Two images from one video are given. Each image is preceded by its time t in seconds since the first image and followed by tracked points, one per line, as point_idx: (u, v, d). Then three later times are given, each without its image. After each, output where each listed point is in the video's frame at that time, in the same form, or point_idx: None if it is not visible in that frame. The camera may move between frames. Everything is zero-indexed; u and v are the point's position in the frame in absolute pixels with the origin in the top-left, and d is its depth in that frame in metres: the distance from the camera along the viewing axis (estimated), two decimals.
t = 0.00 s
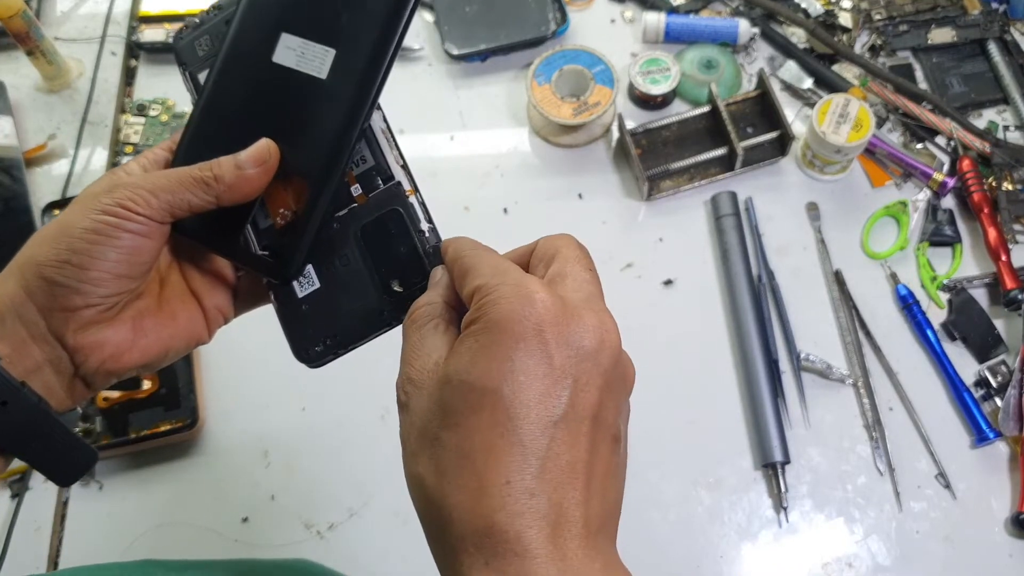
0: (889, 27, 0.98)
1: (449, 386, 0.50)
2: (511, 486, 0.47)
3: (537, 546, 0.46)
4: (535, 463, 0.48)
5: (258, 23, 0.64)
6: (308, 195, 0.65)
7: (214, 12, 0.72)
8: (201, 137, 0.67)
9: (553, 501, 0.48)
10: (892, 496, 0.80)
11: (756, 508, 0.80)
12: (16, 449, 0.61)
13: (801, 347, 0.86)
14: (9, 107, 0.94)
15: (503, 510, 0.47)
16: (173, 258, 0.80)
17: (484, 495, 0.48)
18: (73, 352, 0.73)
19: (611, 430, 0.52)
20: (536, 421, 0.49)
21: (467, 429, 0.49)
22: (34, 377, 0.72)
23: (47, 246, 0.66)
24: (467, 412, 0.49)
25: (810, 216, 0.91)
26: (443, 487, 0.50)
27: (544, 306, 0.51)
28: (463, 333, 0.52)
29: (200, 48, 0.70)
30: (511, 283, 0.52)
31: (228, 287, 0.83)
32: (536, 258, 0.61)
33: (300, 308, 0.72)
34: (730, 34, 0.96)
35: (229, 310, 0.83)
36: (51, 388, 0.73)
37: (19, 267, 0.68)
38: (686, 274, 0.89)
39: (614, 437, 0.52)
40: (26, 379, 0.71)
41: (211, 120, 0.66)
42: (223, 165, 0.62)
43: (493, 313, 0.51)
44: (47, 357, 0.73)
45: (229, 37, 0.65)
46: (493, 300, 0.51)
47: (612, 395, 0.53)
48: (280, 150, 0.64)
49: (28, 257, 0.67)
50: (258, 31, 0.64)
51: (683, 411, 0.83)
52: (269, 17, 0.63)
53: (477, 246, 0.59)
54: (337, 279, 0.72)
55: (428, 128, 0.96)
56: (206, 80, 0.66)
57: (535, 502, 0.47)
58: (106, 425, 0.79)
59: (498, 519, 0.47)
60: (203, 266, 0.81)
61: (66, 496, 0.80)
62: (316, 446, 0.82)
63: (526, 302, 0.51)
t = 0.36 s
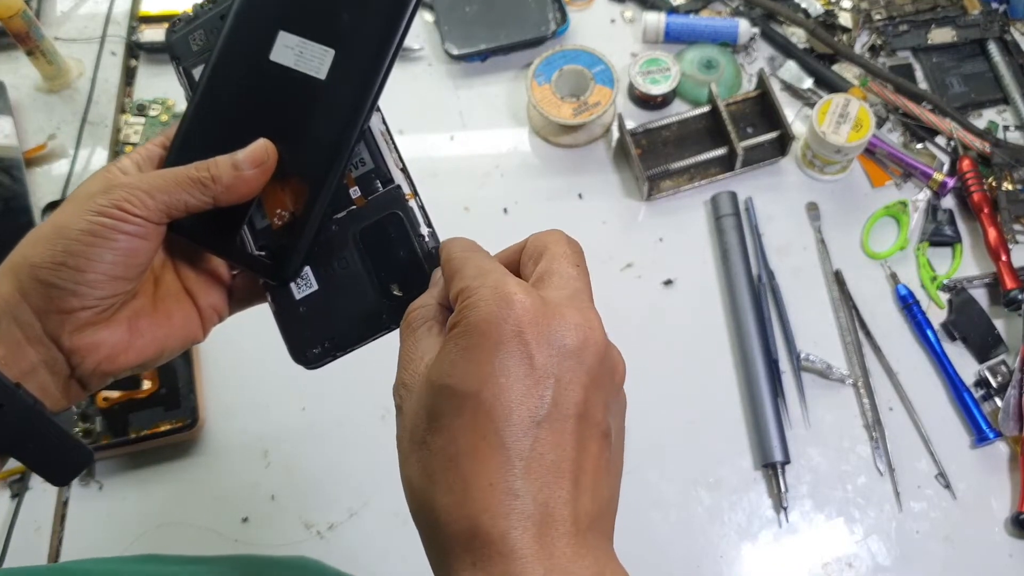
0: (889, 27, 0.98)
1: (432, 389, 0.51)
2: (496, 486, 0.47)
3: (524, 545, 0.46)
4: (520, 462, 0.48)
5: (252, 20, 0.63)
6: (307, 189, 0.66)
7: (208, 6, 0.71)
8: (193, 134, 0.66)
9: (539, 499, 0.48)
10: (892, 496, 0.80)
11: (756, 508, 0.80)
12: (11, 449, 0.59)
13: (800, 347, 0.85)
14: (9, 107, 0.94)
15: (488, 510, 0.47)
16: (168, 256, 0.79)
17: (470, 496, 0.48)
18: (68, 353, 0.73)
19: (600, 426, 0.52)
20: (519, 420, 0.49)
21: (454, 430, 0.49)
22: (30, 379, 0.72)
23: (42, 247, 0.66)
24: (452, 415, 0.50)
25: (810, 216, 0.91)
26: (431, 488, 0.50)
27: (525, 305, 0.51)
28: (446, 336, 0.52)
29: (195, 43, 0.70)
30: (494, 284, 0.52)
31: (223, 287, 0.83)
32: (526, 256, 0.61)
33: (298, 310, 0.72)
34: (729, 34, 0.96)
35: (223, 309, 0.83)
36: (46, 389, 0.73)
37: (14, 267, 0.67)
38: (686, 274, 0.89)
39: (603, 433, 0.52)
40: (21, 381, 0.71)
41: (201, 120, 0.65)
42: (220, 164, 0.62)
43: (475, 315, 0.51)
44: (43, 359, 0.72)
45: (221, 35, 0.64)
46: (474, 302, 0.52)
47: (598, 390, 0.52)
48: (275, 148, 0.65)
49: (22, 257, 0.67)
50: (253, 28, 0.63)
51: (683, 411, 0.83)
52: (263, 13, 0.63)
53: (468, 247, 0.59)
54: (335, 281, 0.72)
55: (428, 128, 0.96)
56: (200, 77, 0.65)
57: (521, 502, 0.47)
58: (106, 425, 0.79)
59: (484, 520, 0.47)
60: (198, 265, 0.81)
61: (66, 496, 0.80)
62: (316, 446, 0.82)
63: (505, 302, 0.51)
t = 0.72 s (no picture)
0: (889, 27, 0.98)
1: (384, 405, 0.52)
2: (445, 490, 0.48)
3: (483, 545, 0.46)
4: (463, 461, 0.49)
5: (250, 26, 0.63)
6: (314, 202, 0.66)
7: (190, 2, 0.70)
8: (185, 141, 0.66)
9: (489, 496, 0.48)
10: (892, 496, 0.80)
11: (756, 508, 0.80)
12: (3, 458, 0.58)
13: (801, 347, 0.85)
14: (9, 107, 0.94)
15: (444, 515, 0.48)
16: (164, 258, 0.78)
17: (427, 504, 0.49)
18: (64, 364, 0.72)
19: (551, 411, 0.51)
20: (456, 420, 0.49)
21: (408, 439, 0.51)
22: (25, 389, 0.72)
23: (35, 259, 0.66)
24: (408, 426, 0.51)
25: (810, 216, 0.91)
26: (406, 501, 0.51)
27: (449, 304, 0.51)
28: (392, 352, 0.54)
29: (177, 42, 0.69)
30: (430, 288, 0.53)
31: (224, 288, 0.80)
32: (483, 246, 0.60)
33: (309, 322, 0.72)
34: (729, 34, 0.96)
35: (223, 309, 0.81)
36: (40, 398, 0.73)
37: (7, 281, 0.67)
38: (686, 274, 0.89)
39: (558, 418, 0.51)
40: (18, 392, 0.71)
41: (201, 125, 0.65)
42: (218, 173, 0.61)
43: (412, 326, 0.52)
44: (37, 368, 0.72)
45: (213, 36, 0.64)
46: (405, 313, 0.53)
47: (540, 376, 0.51)
48: (274, 155, 0.64)
49: (15, 270, 0.66)
50: (251, 35, 0.63)
51: (683, 411, 0.83)
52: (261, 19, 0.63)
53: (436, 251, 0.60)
54: (346, 292, 0.72)
55: (428, 128, 0.96)
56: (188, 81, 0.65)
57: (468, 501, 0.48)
58: (106, 425, 0.79)
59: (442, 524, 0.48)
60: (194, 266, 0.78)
61: (66, 496, 0.80)
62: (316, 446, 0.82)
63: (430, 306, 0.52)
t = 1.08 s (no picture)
0: (889, 27, 0.98)
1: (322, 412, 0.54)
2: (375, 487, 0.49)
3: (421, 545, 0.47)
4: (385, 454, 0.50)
5: (251, 26, 0.63)
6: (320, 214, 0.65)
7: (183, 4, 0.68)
8: (196, 154, 0.66)
9: (414, 489, 0.48)
10: (892, 497, 0.79)
11: (756, 508, 0.79)
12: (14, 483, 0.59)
13: (801, 347, 0.85)
14: (8, 107, 0.94)
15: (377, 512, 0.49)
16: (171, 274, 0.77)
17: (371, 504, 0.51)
18: (81, 389, 0.72)
19: (474, 396, 0.50)
20: (372, 416, 0.50)
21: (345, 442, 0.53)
22: (39, 416, 0.71)
23: (46, 284, 0.66)
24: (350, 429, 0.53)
25: (810, 216, 0.91)
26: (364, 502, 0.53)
27: (365, 298, 0.53)
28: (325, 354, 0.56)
29: (172, 48, 0.67)
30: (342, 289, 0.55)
31: (233, 300, 0.80)
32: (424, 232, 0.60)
33: (314, 335, 0.72)
34: (730, 34, 0.96)
35: (231, 321, 0.81)
36: (55, 423, 0.73)
37: (16, 307, 0.66)
38: (685, 274, 0.89)
39: (479, 401, 0.50)
40: (34, 419, 0.71)
41: (211, 138, 0.65)
42: (229, 190, 0.62)
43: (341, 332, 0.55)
44: (53, 394, 0.72)
45: (226, 49, 0.64)
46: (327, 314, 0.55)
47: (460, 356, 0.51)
48: (284, 170, 0.64)
49: (25, 296, 0.66)
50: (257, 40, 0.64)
51: (684, 412, 0.83)
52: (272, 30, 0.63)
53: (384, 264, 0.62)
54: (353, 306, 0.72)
55: (428, 128, 0.96)
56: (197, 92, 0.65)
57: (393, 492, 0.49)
58: (106, 425, 0.78)
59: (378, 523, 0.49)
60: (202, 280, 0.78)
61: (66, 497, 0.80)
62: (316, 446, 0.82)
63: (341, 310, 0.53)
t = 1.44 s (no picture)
0: (889, 27, 0.98)
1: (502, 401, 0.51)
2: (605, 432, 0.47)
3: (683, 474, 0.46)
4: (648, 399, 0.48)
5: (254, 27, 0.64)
6: (315, 231, 0.68)
7: (215, 9, 0.72)
8: (194, 157, 0.66)
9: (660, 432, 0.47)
10: (891, 496, 0.80)
11: (756, 508, 0.80)
12: (10, 484, 0.59)
13: (800, 347, 0.86)
14: (9, 107, 0.94)
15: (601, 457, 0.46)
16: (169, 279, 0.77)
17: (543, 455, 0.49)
18: (76, 386, 0.73)
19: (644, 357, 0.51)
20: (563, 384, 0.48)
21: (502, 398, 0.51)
22: (33, 413, 0.72)
23: (46, 279, 0.65)
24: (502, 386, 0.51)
25: (809, 216, 0.91)
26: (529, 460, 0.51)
27: (567, 239, 0.53)
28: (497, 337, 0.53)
29: (197, 47, 0.70)
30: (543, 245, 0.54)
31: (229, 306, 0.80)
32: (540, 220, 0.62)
33: (290, 345, 0.72)
34: (729, 34, 0.96)
35: (229, 328, 0.81)
36: (48, 421, 0.73)
37: (16, 302, 0.66)
38: (685, 274, 0.89)
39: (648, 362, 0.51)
40: (26, 415, 0.71)
41: (211, 142, 0.65)
42: (230, 196, 0.62)
43: (524, 285, 0.53)
44: (48, 391, 0.72)
45: (230, 53, 0.64)
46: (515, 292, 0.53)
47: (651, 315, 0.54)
48: (283, 178, 0.64)
49: (25, 292, 0.66)
50: (257, 43, 0.64)
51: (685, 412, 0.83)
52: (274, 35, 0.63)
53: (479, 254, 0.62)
54: (331, 319, 0.72)
55: (428, 129, 0.96)
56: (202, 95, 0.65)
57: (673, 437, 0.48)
58: (106, 425, 0.78)
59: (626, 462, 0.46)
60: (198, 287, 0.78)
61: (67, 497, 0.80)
62: (317, 446, 0.82)
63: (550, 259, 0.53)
